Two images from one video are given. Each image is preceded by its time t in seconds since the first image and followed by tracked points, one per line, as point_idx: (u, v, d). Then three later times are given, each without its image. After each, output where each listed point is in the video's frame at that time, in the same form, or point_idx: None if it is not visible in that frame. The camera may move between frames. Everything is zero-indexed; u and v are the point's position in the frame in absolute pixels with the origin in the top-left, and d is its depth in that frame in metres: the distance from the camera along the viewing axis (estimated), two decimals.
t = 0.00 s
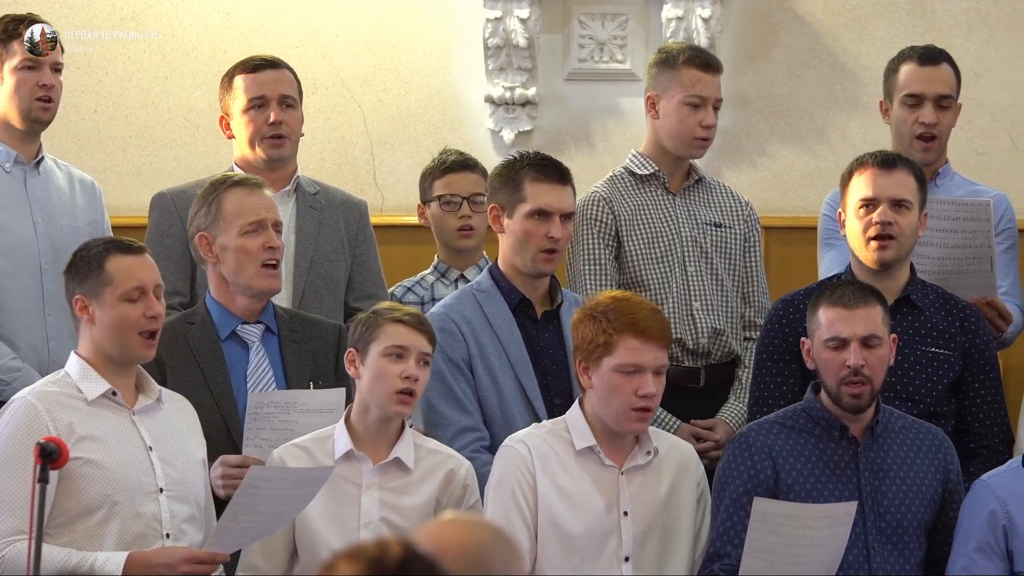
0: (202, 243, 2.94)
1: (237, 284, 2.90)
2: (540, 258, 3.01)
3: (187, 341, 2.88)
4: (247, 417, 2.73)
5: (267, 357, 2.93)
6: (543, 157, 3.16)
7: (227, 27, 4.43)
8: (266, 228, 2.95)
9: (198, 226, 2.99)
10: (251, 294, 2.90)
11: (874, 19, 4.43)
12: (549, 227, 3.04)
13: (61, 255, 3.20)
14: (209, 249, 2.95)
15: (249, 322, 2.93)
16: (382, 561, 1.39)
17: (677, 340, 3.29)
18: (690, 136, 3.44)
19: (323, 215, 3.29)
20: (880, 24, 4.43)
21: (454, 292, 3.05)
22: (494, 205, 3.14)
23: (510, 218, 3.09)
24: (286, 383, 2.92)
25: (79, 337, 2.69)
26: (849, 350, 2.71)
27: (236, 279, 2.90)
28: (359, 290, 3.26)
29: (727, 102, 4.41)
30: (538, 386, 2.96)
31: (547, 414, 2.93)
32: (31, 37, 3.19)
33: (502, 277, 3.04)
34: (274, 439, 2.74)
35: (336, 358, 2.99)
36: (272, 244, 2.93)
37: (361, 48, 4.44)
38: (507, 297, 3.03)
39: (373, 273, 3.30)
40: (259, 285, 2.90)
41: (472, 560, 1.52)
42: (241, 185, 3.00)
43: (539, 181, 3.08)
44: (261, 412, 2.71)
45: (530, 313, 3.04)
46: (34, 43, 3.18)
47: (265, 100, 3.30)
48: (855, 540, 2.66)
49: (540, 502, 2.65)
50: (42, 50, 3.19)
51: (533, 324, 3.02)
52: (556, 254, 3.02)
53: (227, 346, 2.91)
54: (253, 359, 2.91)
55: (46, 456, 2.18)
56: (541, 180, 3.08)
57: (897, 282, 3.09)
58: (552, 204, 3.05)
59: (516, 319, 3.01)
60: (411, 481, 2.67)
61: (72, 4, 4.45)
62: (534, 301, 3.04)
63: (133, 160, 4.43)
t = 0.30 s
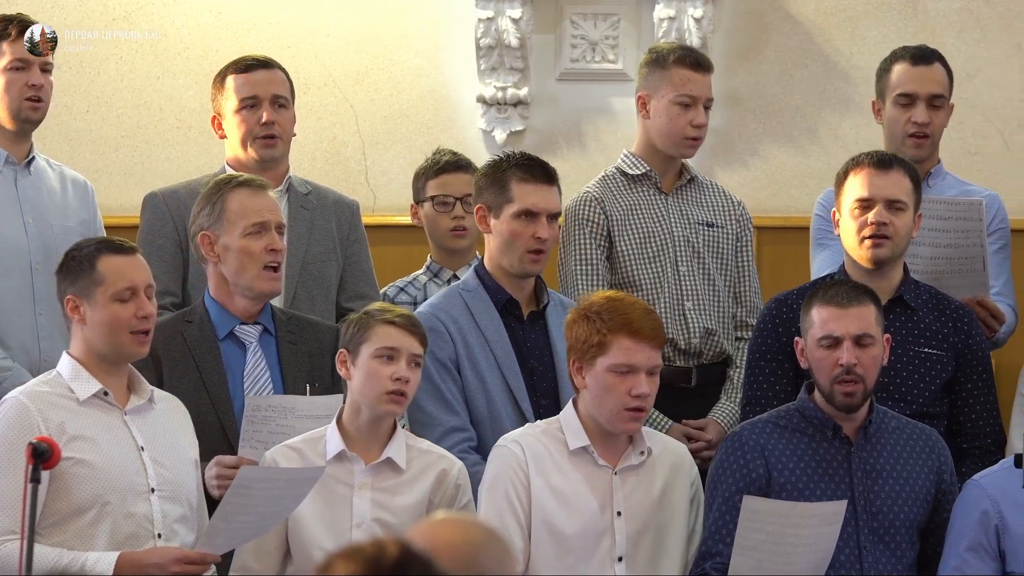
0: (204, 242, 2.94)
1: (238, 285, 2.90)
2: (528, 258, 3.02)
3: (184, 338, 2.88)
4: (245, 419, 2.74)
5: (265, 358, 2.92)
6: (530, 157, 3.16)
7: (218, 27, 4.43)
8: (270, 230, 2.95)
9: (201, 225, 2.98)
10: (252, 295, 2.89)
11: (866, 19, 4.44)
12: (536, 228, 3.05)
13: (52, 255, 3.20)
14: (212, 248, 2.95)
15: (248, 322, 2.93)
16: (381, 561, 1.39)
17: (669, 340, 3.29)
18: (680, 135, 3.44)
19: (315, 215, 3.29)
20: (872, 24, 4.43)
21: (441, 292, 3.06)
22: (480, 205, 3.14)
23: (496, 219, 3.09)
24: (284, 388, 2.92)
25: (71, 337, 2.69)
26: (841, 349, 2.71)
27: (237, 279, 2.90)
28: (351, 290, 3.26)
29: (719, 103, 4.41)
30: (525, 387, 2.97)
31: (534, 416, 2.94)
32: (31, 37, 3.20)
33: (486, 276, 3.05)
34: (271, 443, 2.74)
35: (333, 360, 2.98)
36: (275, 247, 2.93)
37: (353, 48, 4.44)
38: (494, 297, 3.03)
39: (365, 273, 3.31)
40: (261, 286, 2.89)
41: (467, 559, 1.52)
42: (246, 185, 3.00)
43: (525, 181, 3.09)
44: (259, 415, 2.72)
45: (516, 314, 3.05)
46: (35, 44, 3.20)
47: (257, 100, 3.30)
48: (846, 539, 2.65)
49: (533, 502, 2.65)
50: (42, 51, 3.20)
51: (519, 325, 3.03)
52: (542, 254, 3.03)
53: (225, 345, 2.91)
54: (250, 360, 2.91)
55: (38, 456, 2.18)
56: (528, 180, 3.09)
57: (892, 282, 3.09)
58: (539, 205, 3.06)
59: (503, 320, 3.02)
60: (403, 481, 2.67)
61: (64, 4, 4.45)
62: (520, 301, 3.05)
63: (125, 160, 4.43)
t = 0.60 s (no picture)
0: (200, 242, 2.93)
1: (232, 283, 2.90)
2: (529, 254, 3.02)
3: (178, 337, 2.88)
4: (240, 418, 2.75)
5: (259, 358, 2.93)
6: (527, 156, 3.16)
7: (211, 27, 4.43)
8: (266, 231, 2.95)
9: (196, 224, 2.97)
10: (246, 292, 2.90)
11: (858, 19, 4.44)
12: (535, 224, 3.05)
13: (43, 254, 3.20)
14: (207, 247, 2.94)
15: (241, 322, 2.93)
16: (373, 560, 1.38)
17: (663, 340, 3.29)
18: (674, 134, 3.44)
19: (308, 215, 3.29)
20: (865, 24, 4.44)
21: (444, 294, 3.06)
22: (479, 204, 3.15)
23: (496, 217, 3.10)
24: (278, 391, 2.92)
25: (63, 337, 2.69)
26: (836, 348, 2.71)
27: (232, 278, 2.90)
28: (343, 290, 3.26)
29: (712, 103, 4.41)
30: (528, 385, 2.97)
31: (536, 412, 2.94)
32: (31, 37, 3.26)
33: (490, 277, 3.05)
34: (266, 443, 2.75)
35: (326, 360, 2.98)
36: (271, 248, 2.93)
37: (345, 48, 4.44)
38: (496, 297, 3.03)
39: (358, 273, 3.31)
40: (257, 283, 2.90)
41: (460, 559, 1.51)
42: (244, 185, 2.99)
43: (524, 179, 3.09)
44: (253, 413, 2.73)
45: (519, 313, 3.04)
46: (35, 44, 3.26)
47: (250, 100, 3.30)
48: (839, 539, 2.66)
49: (526, 501, 2.65)
50: (40, 51, 3.24)
51: (523, 324, 3.03)
52: (544, 250, 3.03)
53: (218, 344, 2.91)
54: (244, 359, 2.91)
55: (31, 456, 2.18)
56: (526, 178, 3.09)
57: (886, 281, 3.09)
58: (538, 201, 3.06)
59: (505, 320, 3.02)
60: (396, 481, 2.67)
61: (56, 4, 4.45)
62: (523, 301, 3.04)
63: (117, 160, 4.43)
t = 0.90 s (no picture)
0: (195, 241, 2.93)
1: (225, 285, 2.90)
2: (537, 257, 3.02)
3: (172, 336, 2.88)
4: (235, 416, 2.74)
5: (252, 357, 2.92)
6: (533, 156, 3.17)
7: (205, 27, 4.43)
8: (261, 231, 2.95)
9: (190, 223, 2.97)
10: (238, 295, 2.89)
11: (852, 19, 4.43)
12: (541, 223, 3.06)
13: (33, 255, 3.21)
14: (202, 246, 2.94)
15: (235, 321, 2.93)
16: (367, 559, 1.37)
17: (658, 340, 3.29)
18: (670, 135, 3.45)
19: (301, 215, 3.29)
20: (858, 24, 4.43)
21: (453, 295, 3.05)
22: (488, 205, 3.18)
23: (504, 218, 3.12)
24: (272, 387, 2.92)
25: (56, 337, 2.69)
26: (836, 346, 2.71)
27: (225, 279, 2.90)
28: (337, 290, 3.26)
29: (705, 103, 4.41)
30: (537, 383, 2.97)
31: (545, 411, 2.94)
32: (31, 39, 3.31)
33: (501, 279, 3.05)
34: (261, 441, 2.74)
35: (319, 359, 2.99)
36: (265, 248, 2.92)
37: (339, 48, 4.44)
38: (506, 298, 3.03)
39: (352, 273, 3.31)
40: (248, 288, 2.89)
41: (453, 559, 1.51)
42: (240, 185, 2.99)
43: (530, 178, 3.10)
44: (247, 410, 2.73)
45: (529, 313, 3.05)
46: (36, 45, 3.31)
47: (243, 99, 3.31)
48: (831, 539, 2.66)
49: (520, 501, 2.65)
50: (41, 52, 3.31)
51: (533, 324, 3.03)
52: (550, 251, 3.04)
53: (212, 344, 2.91)
54: (238, 358, 2.91)
55: (24, 456, 2.18)
56: (532, 178, 3.11)
57: (880, 282, 3.10)
58: (544, 201, 3.07)
59: (515, 320, 3.01)
60: (389, 482, 2.67)
61: (50, 4, 4.45)
62: (533, 302, 3.05)
63: (111, 160, 4.43)
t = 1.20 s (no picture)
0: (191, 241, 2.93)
1: (221, 286, 2.89)
2: (548, 259, 3.03)
3: (167, 336, 2.88)
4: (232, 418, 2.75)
5: (248, 357, 2.92)
6: (546, 156, 3.18)
7: (197, 27, 4.43)
8: (258, 232, 2.94)
9: (186, 223, 2.97)
10: (235, 295, 2.89)
11: (845, 19, 4.43)
12: (552, 224, 3.06)
13: (23, 255, 3.20)
14: (198, 247, 2.94)
15: (231, 321, 2.93)
16: (359, 559, 1.37)
17: (653, 340, 3.29)
18: (664, 135, 3.44)
19: (294, 215, 3.29)
20: (851, 24, 4.43)
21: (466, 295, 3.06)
22: (502, 205, 3.19)
23: (516, 218, 3.13)
24: (267, 390, 2.92)
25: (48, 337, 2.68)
26: (835, 343, 2.71)
27: (221, 280, 2.89)
28: (330, 290, 3.26)
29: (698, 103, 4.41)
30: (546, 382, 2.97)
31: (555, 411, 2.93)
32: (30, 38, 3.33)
33: (513, 278, 3.06)
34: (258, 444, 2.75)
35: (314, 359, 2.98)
36: (262, 249, 2.92)
37: (332, 48, 4.44)
38: (518, 298, 3.04)
39: (345, 273, 3.31)
40: (245, 288, 2.89)
41: (445, 558, 1.51)
42: (237, 185, 2.99)
43: (541, 179, 3.10)
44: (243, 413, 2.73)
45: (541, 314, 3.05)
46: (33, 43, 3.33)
47: (236, 99, 3.30)
48: (823, 539, 2.66)
49: (512, 502, 2.65)
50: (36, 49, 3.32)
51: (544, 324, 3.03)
52: (561, 252, 3.04)
53: (208, 344, 2.91)
54: (234, 358, 2.90)
55: (18, 456, 2.17)
56: (544, 178, 3.11)
57: (874, 283, 3.10)
58: (555, 201, 3.07)
59: (527, 320, 3.02)
60: (381, 482, 2.67)
61: (43, 5, 4.44)
62: (545, 302, 3.05)
63: (103, 160, 4.42)
